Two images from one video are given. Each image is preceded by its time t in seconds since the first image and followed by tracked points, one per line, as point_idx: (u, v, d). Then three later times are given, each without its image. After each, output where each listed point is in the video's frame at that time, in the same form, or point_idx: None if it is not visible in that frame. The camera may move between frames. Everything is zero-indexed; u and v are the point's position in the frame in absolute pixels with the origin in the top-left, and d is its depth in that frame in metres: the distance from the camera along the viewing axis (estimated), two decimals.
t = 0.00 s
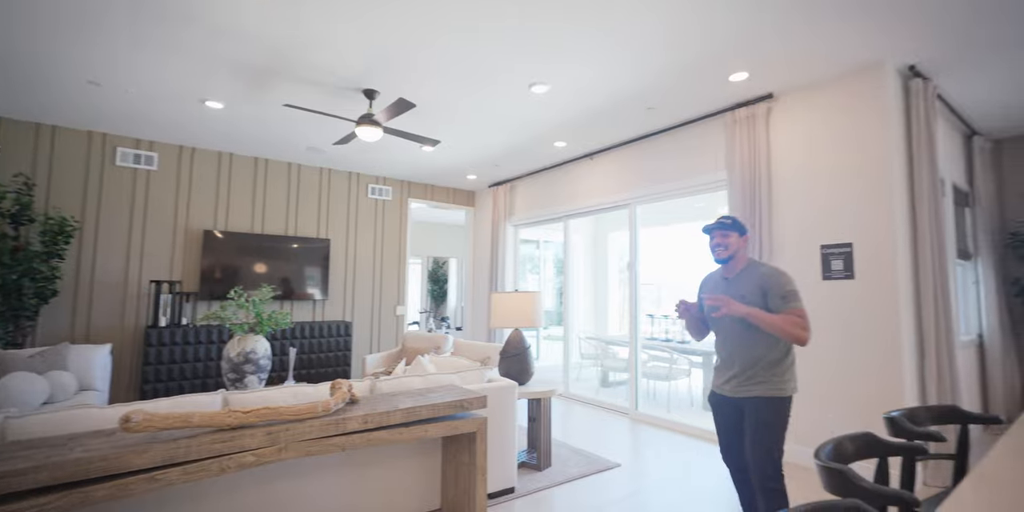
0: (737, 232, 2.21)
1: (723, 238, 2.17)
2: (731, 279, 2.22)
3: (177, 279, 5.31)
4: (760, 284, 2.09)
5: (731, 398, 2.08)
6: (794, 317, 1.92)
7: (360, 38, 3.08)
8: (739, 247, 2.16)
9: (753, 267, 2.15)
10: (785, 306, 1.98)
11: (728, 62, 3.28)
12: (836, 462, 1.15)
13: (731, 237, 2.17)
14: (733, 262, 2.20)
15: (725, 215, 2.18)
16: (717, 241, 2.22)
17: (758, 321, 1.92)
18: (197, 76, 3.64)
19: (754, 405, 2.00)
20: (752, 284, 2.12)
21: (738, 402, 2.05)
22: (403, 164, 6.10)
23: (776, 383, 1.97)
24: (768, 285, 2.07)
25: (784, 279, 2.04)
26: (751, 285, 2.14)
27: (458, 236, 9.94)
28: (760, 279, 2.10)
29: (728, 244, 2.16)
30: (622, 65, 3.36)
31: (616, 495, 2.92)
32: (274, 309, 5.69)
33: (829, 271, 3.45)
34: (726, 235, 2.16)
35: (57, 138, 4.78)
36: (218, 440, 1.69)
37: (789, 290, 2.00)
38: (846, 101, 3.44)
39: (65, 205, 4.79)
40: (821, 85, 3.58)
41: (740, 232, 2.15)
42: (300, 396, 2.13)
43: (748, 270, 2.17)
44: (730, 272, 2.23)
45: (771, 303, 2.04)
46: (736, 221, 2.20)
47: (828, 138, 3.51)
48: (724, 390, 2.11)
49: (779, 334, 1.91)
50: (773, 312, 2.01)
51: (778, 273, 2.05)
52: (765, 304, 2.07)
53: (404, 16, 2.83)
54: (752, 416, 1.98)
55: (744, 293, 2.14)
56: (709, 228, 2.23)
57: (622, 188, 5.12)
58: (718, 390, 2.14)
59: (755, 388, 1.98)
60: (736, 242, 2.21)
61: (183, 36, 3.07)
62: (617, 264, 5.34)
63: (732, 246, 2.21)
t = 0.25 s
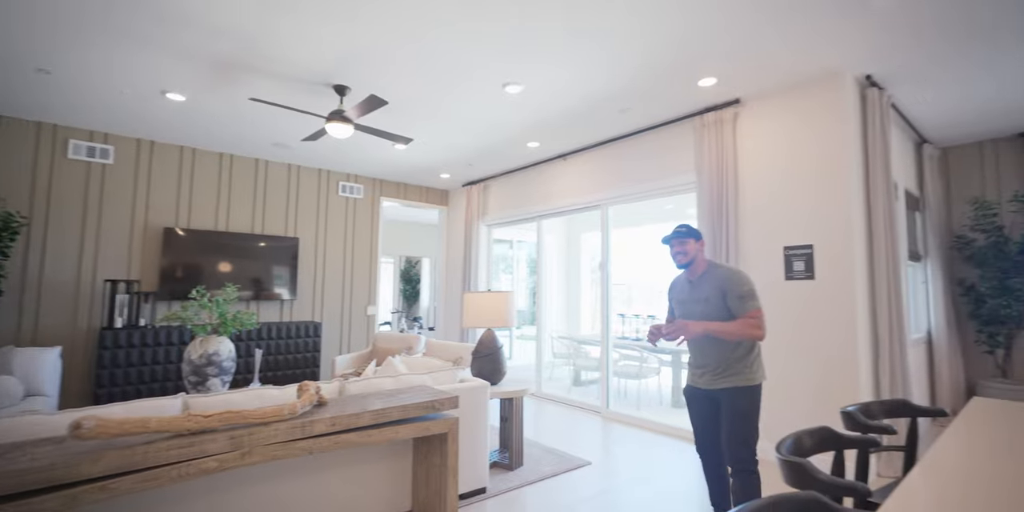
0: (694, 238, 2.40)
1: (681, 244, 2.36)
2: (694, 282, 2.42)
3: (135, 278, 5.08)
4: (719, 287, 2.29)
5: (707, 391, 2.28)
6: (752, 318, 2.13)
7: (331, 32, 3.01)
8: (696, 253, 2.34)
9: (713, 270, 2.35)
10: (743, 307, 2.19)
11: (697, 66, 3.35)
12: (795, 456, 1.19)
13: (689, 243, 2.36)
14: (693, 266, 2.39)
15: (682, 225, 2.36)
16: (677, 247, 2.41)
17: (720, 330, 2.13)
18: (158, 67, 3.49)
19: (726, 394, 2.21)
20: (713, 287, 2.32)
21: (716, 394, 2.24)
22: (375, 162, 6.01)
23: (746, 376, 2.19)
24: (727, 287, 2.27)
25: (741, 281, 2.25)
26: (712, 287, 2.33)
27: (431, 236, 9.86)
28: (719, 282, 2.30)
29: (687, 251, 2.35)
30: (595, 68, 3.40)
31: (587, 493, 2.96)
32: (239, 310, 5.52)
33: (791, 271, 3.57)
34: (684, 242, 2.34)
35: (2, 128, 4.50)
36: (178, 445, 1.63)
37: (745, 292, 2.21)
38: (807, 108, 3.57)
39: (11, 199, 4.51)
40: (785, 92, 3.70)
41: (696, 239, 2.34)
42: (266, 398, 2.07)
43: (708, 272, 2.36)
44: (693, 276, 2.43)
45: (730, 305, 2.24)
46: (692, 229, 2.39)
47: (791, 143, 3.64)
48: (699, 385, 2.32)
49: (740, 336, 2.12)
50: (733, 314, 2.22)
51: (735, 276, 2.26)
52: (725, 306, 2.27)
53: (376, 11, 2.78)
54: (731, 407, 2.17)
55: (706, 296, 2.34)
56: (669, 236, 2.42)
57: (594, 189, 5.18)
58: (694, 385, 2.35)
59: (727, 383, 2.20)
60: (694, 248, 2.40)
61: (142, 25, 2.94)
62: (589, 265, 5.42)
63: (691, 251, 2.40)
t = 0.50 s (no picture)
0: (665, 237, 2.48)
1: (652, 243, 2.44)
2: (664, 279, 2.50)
3: (88, 277, 4.83)
4: (686, 283, 2.38)
5: (678, 385, 2.36)
6: (717, 311, 2.22)
7: (300, 26, 2.94)
8: (667, 251, 2.42)
9: (682, 268, 2.44)
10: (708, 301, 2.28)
11: (668, 71, 3.43)
12: (758, 451, 1.23)
13: (659, 241, 2.43)
14: (664, 264, 2.46)
15: (653, 224, 2.44)
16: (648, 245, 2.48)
17: (687, 320, 2.21)
18: (114, 56, 3.33)
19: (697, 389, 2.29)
20: (681, 283, 2.41)
21: (686, 388, 2.33)
22: (346, 159, 5.89)
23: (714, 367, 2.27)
24: (693, 283, 2.35)
25: (707, 276, 2.34)
26: (681, 283, 2.42)
27: (404, 235, 9.74)
28: (687, 278, 2.38)
29: (657, 249, 2.43)
30: (568, 69, 3.43)
31: (558, 491, 2.98)
32: (202, 310, 5.32)
33: (756, 272, 3.69)
34: (655, 241, 2.42)
35: None
36: (133, 452, 1.56)
37: (710, 286, 2.30)
38: (771, 114, 3.70)
39: None
40: (750, 98, 3.82)
41: (665, 237, 2.43)
42: (229, 401, 2.00)
43: (678, 269, 2.44)
44: (663, 273, 2.51)
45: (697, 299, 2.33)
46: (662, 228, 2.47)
47: (756, 147, 3.76)
48: (671, 379, 2.39)
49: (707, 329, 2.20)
50: (699, 307, 2.31)
51: (701, 272, 2.35)
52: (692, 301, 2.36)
53: (346, 6, 2.73)
54: (699, 397, 2.27)
55: (675, 292, 2.42)
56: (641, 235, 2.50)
57: (567, 189, 5.22)
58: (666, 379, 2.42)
59: (696, 375, 2.27)
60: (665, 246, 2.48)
61: (96, 11, 2.80)
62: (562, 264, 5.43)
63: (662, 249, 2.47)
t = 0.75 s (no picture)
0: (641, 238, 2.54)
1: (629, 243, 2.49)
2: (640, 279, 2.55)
3: (36, 276, 4.57)
4: (660, 283, 2.43)
5: (650, 383, 2.41)
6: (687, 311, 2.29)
7: (267, 18, 2.86)
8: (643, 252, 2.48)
9: (657, 269, 2.49)
10: (680, 302, 2.34)
11: (639, 74, 3.48)
12: (722, 447, 1.26)
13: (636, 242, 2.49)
14: (640, 264, 2.52)
15: (630, 225, 2.50)
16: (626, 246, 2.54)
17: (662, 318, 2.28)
18: (65, 43, 3.16)
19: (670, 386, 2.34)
20: (655, 283, 2.46)
21: (659, 388, 2.38)
22: (315, 156, 5.76)
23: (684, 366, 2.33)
24: (667, 283, 2.40)
25: (680, 278, 2.39)
26: (655, 284, 2.47)
27: (375, 233, 9.59)
28: (661, 279, 2.44)
29: (634, 249, 2.48)
30: (541, 70, 3.45)
31: (529, 490, 2.99)
32: (161, 310, 5.10)
33: (722, 273, 3.79)
34: (632, 241, 2.47)
35: None
36: (83, 461, 1.48)
37: (682, 288, 2.36)
38: (739, 119, 3.80)
39: None
40: (718, 102, 3.93)
41: (643, 238, 2.48)
42: (190, 406, 1.93)
43: (653, 271, 2.50)
44: (639, 273, 2.56)
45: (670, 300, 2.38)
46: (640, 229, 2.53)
47: (723, 151, 3.86)
48: (643, 377, 2.45)
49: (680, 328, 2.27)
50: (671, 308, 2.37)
51: (674, 273, 2.40)
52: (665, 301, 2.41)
53: None
54: (671, 396, 2.33)
55: (648, 292, 2.48)
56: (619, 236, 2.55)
57: (540, 190, 5.25)
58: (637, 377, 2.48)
59: (667, 374, 2.33)
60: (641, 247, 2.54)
61: None
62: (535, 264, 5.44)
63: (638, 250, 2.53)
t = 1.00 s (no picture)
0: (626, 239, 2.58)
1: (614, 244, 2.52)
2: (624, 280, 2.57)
3: None
4: (645, 285, 2.46)
5: (628, 381, 2.45)
6: (669, 314, 2.32)
7: (233, 9, 2.77)
8: (628, 252, 2.51)
9: (641, 270, 2.52)
10: (663, 304, 2.37)
11: (611, 76, 3.54)
12: (689, 443, 1.29)
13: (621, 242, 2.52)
14: (625, 265, 2.55)
15: (618, 225, 2.52)
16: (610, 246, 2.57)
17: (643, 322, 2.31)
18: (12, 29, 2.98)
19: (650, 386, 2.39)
20: (639, 284, 2.49)
21: (637, 386, 2.43)
22: (283, 152, 5.60)
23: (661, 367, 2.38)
24: (651, 285, 2.43)
25: (663, 281, 2.42)
26: (639, 284, 2.49)
27: (346, 232, 9.42)
28: (645, 280, 2.46)
29: (619, 250, 2.51)
30: (515, 70, 3.46)
31: (501, 490, 2.99)
32: (116, 311, 4.88)
33: (691, 273, 3.88)
34: (618, 241, 2.50)
35: None
36: (30, 470, 1.40)
37: (666, 290, 2.39)
38: (707, 123, 3.89)
39: None
40: (687, 106, 4.02)
41: (629, 239, 2.51)
42: (147, 411, 1.85)
43: (636, 272, 2.53)
44: (623, 274, 2.58)
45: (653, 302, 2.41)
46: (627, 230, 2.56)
47: (692, 154, 3.95)
48: (621, 375, 2.49)
49: (660, 331, 2.30)
50: (654, 310, 2.40)
51: (659, 275, 2.42)
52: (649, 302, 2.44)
53: None
54: (650, 395, 2.38)
55: (633, 292, 2.50)
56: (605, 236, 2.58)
57: (513, 190, 5.25)
58: (615, 375, 2.52)
59: (647, 374, 2.38)
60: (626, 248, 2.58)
61: None
62: (508, 264, 5.43)
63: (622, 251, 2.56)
